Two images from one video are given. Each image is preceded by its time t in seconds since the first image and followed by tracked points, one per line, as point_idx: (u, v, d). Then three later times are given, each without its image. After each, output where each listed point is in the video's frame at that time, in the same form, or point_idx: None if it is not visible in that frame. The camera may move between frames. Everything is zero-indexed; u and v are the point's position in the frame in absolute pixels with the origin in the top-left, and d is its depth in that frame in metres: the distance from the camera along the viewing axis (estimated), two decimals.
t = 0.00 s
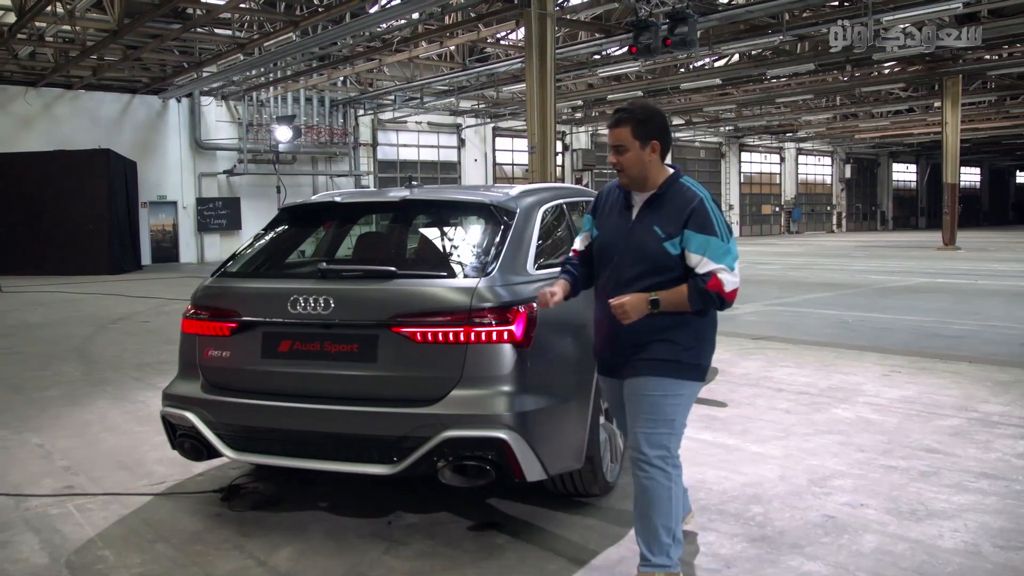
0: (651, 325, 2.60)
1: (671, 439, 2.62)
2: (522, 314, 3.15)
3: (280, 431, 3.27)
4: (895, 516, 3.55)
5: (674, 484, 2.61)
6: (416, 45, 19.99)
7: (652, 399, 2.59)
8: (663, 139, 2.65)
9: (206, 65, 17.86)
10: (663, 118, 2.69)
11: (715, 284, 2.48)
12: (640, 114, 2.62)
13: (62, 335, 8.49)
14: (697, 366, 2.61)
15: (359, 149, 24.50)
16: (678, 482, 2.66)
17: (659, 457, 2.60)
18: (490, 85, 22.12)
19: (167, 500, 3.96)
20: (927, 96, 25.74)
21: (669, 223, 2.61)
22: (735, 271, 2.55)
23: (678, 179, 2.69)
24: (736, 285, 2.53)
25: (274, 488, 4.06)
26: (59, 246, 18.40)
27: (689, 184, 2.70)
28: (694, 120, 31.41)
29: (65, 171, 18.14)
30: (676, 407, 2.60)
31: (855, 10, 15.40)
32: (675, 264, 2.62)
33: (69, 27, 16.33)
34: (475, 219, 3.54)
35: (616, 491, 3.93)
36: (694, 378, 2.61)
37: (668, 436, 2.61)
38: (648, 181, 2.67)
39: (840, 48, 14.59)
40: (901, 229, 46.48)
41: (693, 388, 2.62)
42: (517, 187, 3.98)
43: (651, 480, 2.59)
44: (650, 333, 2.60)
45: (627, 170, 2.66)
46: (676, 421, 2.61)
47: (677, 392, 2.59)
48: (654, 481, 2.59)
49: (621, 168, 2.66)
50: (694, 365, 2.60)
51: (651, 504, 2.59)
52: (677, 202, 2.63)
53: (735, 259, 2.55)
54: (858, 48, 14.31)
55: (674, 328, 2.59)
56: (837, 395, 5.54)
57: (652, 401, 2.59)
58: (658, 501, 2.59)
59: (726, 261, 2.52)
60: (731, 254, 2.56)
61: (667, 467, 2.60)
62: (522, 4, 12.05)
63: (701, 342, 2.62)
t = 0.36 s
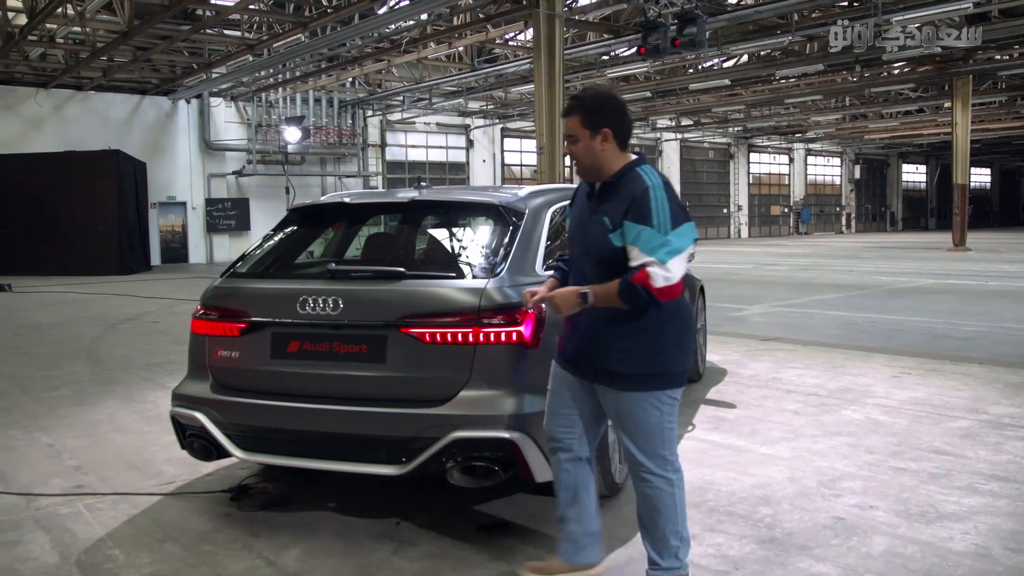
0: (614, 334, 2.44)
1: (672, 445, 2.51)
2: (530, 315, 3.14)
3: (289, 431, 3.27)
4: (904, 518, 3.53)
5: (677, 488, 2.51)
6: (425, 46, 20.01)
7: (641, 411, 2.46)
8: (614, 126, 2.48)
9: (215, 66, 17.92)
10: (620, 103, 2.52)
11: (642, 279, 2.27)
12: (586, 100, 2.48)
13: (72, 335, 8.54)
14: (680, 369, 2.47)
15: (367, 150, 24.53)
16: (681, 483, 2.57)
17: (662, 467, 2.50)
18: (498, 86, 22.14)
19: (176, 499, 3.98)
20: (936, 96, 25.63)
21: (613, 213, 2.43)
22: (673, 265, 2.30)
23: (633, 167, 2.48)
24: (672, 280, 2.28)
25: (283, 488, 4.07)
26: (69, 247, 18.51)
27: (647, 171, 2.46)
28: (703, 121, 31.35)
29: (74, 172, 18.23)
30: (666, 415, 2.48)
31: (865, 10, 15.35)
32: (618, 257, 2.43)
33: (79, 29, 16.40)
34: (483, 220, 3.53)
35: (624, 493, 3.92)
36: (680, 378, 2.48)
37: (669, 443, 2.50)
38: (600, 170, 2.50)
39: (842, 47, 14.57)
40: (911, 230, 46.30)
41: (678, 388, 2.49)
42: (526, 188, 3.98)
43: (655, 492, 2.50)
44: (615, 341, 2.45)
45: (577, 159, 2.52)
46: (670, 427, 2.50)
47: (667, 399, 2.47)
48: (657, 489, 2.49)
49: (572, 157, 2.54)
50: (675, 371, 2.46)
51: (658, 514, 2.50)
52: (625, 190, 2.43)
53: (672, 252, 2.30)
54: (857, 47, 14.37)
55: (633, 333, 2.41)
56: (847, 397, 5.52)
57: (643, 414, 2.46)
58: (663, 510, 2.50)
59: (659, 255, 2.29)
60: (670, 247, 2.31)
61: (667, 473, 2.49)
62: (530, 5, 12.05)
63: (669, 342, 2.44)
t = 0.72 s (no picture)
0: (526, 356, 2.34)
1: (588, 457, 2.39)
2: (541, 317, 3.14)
3: (300, 433, 3.28)
4: (915, 521, 3.52)
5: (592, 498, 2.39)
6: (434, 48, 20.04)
7: (547, 434, 2.34)
8: (529, 136, 2.39)
9: (225, 67, 17.99)
10: (536, 113, 2.43)
11: (548, 294, 2.20)
12: (500, 112, 2.39)
13: (84, 336, 8.58)
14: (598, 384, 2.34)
15: (377, 151, 24.61)
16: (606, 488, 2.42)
17: (574, 480, 2.37)
18: (507, 88, 22.15)
19: (186, 500, 3.99)
20: (947, 97, 25.51)
21: (526, 225, 2.35)
22: (579, 278, 2.21)
23: (550, 177, 2.39)
24: (578, 294, 2.21)
25: (293, 488, 4.09)
26: (80, 249, 18.61)
27: (563, 182, 2.38)
28: (712, 122, 31.29)
29: (85, 173, 18.34)
30: (565, 432, 2.33)
31: (875, 11, 15.30)
32: (533, 269, 2.35)
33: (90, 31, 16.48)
34: (494, 220, 3.52)
35: (634, 494, 3.93)
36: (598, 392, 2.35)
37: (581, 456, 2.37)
38: (519, 182, 2.43)
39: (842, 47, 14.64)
40: (921, 231, 46.12)
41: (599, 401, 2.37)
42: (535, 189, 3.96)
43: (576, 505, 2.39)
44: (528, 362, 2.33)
45: (495, 172, 2.45)
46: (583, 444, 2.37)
47: (578, 416, 2.34)
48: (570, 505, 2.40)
49: (491, 170, 2.47)
50: (586, 386, 2.32)
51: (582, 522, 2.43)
52: (541, 201, 2.35)
53: (578, 265, 2.21)
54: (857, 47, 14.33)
55: (548, 348, 2.30)
56: (857, 399, 5.50)
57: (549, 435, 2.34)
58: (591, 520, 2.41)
59: (565, 268, 2.21)
60: (577, 259, 2.22)
61: (575, 490, 2.37)
62: (540, 6, 12.07)
63: (571, 354, 2.30)
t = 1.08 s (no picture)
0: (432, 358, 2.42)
1: (462, 455, 2.34)
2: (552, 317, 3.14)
3: (311, 432, 3.29)
4: (928, 523, 3.50)
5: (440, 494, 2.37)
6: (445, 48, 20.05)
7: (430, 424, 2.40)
8: (458, 137, 2.38)
9: (236, 68, 18.05)
10: (466, 111, 2.39)
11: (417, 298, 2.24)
12: (429, 113, 2.40)
13: (96, 336, 8.63)
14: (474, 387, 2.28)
15: (387, 152, 24.67)
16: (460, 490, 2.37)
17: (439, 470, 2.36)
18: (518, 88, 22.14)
19: (197, 499, 4.00)
20: (960, 97, 25.35)
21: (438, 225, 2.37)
22: (439, 282, 2.20)
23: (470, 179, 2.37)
24: (439, 298, 2.19)
25: (304, 489, 4.09)
26: (93, 250, 18.67)
27: (476, 188, 2.32)
28: (723, 122, 31.19)
29: (98, 174, 18.38)
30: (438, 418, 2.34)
31: (888, 10, 15.22)
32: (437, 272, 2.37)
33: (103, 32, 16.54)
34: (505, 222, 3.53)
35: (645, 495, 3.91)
36: (468, 392, 2.27)
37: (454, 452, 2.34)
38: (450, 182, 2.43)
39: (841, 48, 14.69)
40: (933, 232, 45.88)
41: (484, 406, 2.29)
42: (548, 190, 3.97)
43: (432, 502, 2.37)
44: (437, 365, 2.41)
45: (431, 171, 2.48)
46: (447, 440, 2.33)
47: (447, 414, 2.32)
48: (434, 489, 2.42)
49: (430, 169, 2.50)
50: (456, 383, 2.29)
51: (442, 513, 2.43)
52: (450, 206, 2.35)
53: (441, 269, 2.20)
54: (857, 48, 14.36)
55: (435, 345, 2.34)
56: (869, 400, 5.48)
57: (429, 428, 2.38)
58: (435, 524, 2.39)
59: (432, 268, 2.21)
60: (442, 263, 2.20)
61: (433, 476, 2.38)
62: (551, 7, 12.06)
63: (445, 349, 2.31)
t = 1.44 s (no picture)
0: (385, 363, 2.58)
1: (411, 456, 2.38)
2: (564, 317, 3.13)
3: (322, 432, 3.29)
4: (943, 525, 3.48)
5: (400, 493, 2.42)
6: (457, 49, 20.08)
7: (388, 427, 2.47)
8: (361, 150, 2.49)
9: (249, 69, 18.12)
10: (364, 124, 2.50)
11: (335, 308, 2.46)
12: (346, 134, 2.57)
13: (109, 335, 8.68)
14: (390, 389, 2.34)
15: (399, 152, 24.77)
16: (417, 487, 2.40)
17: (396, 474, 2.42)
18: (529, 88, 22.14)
19: (210, 498, 4.02)
20: (975, 97, 25.19)
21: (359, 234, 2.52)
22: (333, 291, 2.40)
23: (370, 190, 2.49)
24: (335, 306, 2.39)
25: (317, 488, 4.10)
26: (107, 250, 18.82)
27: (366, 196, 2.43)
28: (735, 122, 31.10)
29: (112, 175, 18.51)
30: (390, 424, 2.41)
31: (901, 9, 15.13)
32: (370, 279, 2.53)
33: (117, 33, 16.63)
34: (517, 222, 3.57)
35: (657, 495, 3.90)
36: (390, 397, 2.35)
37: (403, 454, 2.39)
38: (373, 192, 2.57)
39: (842, 47, 14.73)
40: (947, 232, 45.64)
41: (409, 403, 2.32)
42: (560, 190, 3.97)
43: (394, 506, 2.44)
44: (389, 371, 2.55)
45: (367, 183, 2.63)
46: (393, 443, 2.39)
47: (389, 419, 2.40)
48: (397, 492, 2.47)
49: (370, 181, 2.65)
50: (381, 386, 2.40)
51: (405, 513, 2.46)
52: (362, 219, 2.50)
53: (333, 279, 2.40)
54: (856, 47, 14.38)
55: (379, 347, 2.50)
56: (882, 401, 5.46)
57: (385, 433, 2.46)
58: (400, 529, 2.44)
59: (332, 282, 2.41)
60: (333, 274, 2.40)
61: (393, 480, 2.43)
62: (562, 7, 12.07)
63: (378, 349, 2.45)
